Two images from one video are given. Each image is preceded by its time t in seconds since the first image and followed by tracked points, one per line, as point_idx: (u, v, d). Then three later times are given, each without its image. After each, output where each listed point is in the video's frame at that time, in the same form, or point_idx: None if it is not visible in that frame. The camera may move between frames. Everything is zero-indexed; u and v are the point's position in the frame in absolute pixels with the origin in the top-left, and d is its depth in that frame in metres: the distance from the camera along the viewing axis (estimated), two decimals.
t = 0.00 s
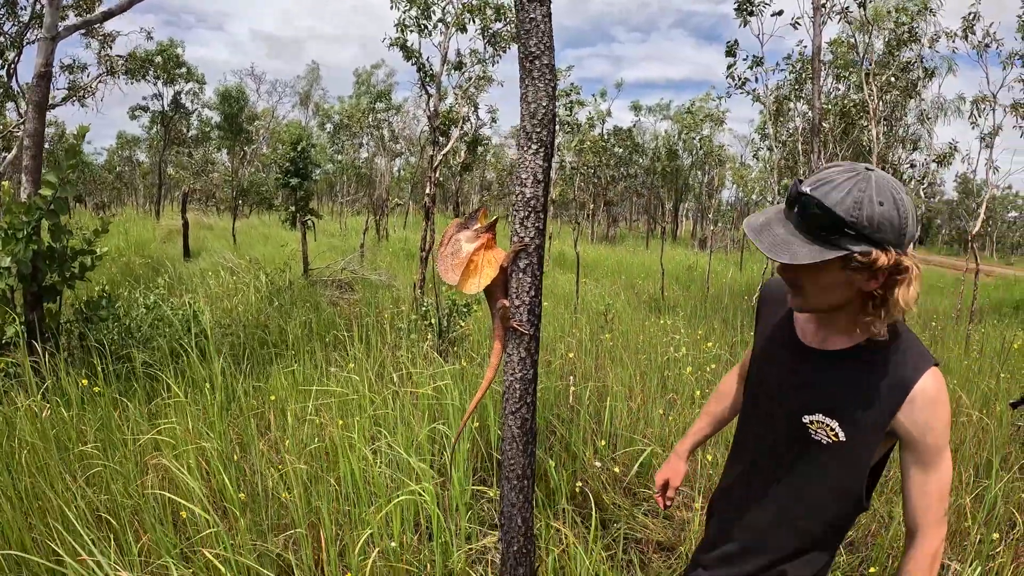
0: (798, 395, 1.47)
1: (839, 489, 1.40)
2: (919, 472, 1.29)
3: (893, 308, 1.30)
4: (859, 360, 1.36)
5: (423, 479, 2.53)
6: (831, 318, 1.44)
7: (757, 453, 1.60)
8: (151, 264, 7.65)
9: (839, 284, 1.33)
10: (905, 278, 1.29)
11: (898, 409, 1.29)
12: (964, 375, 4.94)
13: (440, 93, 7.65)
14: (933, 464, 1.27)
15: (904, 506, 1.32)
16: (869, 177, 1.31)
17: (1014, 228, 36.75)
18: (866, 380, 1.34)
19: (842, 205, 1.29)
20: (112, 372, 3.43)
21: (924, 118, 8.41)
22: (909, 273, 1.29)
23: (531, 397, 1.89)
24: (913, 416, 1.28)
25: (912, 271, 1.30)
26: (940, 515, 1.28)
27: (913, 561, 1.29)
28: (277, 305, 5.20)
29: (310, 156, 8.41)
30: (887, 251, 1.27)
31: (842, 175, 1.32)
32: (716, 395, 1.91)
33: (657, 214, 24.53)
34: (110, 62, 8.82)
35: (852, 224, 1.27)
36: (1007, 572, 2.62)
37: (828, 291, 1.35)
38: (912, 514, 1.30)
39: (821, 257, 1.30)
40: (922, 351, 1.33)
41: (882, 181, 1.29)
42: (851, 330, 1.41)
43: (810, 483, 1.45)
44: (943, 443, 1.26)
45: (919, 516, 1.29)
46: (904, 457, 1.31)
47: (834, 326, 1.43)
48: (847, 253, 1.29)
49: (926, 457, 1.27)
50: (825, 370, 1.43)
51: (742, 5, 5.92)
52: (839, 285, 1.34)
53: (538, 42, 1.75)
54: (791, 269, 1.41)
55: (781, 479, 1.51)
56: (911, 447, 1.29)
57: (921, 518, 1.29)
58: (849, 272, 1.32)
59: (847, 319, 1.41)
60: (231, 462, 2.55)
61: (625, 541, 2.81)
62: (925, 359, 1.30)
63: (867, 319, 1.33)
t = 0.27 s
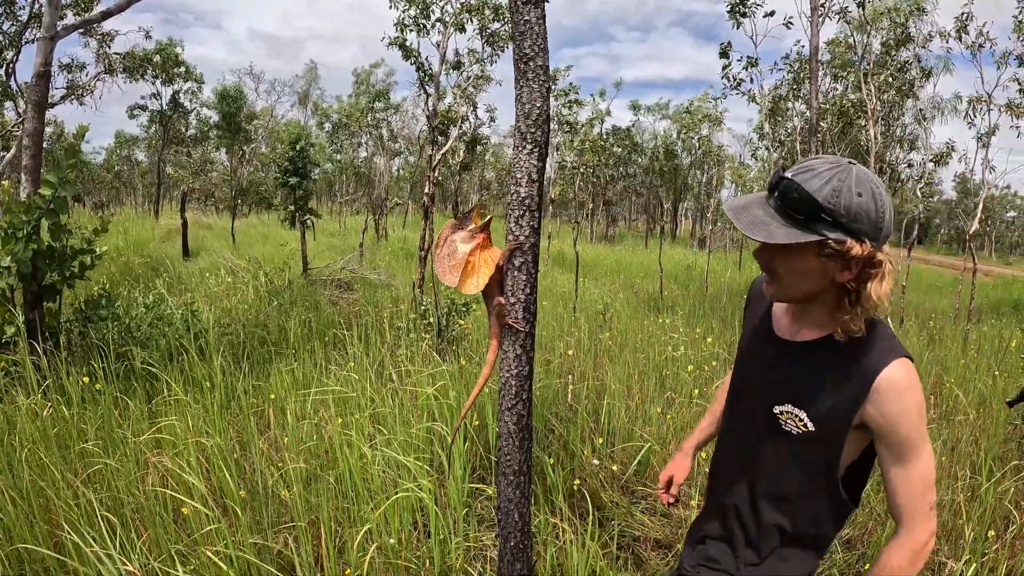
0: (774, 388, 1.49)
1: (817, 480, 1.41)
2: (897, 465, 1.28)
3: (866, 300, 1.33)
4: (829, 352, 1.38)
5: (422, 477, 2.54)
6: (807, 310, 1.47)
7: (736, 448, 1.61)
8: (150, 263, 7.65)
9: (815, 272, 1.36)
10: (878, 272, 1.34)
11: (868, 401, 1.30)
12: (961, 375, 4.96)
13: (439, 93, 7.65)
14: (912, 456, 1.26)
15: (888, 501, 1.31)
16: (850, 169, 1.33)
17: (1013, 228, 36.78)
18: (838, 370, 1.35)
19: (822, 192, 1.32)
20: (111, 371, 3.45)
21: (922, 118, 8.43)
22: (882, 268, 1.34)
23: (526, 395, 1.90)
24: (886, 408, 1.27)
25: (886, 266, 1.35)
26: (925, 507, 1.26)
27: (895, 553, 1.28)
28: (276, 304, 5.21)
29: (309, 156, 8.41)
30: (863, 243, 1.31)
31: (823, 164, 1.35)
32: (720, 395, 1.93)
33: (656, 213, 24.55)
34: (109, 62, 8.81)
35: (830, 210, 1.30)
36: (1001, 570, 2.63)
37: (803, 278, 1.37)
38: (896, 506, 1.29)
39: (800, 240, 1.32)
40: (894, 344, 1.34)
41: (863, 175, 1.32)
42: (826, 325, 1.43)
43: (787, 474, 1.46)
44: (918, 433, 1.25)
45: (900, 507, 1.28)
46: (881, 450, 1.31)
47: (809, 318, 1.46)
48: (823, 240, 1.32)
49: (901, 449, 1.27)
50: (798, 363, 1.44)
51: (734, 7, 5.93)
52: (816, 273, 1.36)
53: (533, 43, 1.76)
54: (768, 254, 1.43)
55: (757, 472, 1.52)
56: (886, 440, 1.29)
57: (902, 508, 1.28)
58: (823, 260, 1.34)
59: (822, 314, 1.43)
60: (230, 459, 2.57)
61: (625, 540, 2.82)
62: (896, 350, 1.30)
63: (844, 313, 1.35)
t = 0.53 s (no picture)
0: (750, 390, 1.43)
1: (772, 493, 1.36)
2: (860, 492, 1.22)
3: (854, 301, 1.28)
4: (808, 362, 1.32)
5: (421, 476, 2.55)
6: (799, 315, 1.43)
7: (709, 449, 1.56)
8: (149, 263, 7.66)
9: (801, 272, 1.33)
10: (869, 271, 1.29)
11: (831, 421, 1.24)
12: (958, 374, 4.97)
13: (438, 92, 7.65)
14: (876, 488, 1.19)
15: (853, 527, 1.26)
16: (840, 167, 1.32)
17: (1011, 227, 36.84)
18: (811, 382, 1.28)
19: (808, 188, 1.31)
20: (112, 370, 3.46)
21: (920, 118, 8.45)
22: (873, 268, 1.29)
23: (526, 393, 1.91)
24: (850, 433, 1.21)
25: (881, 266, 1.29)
26: (892, 539, 1.19)
27: None
28: (275, 304, 5.22)
29: (308, 155, 8.41)
30: (851, 241, 1.27)
31: (811, 162, 1.35)
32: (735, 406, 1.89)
33: (655, 212, 24.57)
34: (108, 61, 8.81)
35: (814, 206, 1.29)
36: (996, 569, 2.65)
37: (789, 276, 1.35)
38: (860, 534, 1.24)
39: (781, 236, 1.32)
40: (877, 365, 1.25)
41: (852, 172, 1.31)
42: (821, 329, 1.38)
43: (754, 483, 1.40)
44: (883, 462, 1.17)
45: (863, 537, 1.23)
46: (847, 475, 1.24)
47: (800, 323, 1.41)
48: (807, 237, 1.31)
49: (864, 476, 1.20)
50: (775, 368, 1.39)
51: (729, 8, 5.94)
52: (802, 272, 1.34)
53: (533, 45, 1.77)
54: (757, 253, 1.42)
55: (722, 477, 1.48)
56: (848, 465, 1.22)
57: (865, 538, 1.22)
58: (809, 259, 1.32)
59: (813, 318, 1.39)
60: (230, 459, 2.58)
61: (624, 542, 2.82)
62: (869, 371, 1.22)
63: (835, 317, 1.30)
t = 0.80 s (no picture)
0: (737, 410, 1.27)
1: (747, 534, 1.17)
2: (815, 557, 1.00)
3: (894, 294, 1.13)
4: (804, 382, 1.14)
5: (420, 477, 2.55)
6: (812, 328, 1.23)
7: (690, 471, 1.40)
8: (147, 262, 7.65)
9: (832, 272, 1.12)
10: (894, 263, 1.13)
11: (809, 461, 1.03)
12: (956, 373, 4.97)
13: (436, 92, 7.65)
14: (833, 549, 0.97)
15: None
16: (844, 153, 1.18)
17: (1009, 227, 36.91)
18: (802, 410, 1.09)
19: (823, 174, 1.14)
20: (111, 370, 3.46)
21: (919, 118, 8.46)
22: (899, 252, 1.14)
23: (524, 394, 1.91)
24: (825, 482, 0.99)
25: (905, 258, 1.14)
26: None
27: None
28: (273, 303, 5.21)
29: (306, 154, 8.41)
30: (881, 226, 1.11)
31: (811, 150, 1.19)
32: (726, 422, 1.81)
33: (653, 211, 24.58)
34: (106, 60, 8.78)
35: (838, 191, 1.11)
36: (994, 570, 2.65)
37: (818, 280, 1.13)
38: None
39: (814, 230, 1.10)
40: (875, 402, 1.03)
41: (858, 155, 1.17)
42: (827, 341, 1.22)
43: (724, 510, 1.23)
44: (858, 531, 0.95)
45: None
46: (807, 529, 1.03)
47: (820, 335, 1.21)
48: (839, 229, 1.10)
49: (826, 539, 0.98)
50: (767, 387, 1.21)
51: (724, 8, 5.95)
52: (833, 273, 1.13)
53: (531, 47, 1.77)
54: (773, 254, 1.18)
55: (696, 503, 1.31)
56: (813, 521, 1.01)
57: None
58: (838, 255, 1.12)
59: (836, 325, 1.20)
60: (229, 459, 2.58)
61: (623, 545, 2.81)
62: (863, 413, 1.00)
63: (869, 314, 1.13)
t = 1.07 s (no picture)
0: (720, 418, 1.20)
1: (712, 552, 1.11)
2: None
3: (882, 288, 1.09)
4: (798, 396, 1.08)
5: (415, 477, 2.54)
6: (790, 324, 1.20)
7: (663, 481, 1.33)
8: (143, 261, 7.63)
9: (779, 253, 1.13)
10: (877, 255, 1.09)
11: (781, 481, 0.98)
12: (952, 373, 4.99)
13: (434, 91, 7.65)
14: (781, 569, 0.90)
15: None
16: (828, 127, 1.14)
17: (1005, 227, 37.07)
18: (791, 426, 1.03)
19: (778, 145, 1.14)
20: (107, 371, 3.45)
21: (915, 118, 8.49)
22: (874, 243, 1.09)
23: (518, 395, 1.91)
24: (798, 497, 0.92)
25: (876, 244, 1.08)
26: None
27: None
28: (269, 303, 5.19)
29: (303, 153, 8.39)
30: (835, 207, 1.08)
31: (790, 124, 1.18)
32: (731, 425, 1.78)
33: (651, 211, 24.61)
34: (103, 59, 8.76)
35: (783, 163, 1.12)
36: (988, 569, 2.66)
37: (765, 260, 1.16)
38: None
39: (741, 198, 1.16)
40: (862, 425, 0.97)
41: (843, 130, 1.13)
42: (812, 346, 1.16)
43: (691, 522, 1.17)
44: (806, 557, 0.88)
45: None
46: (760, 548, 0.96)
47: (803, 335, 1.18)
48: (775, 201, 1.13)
49: (783, 555, 0.90)
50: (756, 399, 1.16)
51: (719, 8, 5.95)
52: (779, 253, 1.14)
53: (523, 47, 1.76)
54: (727, 237, 1.25)
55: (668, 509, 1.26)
56: (774, 538, 0.93)
57: None
58: (783, 235, 1.12)
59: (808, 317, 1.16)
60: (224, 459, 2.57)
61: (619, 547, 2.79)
62: (851, 435, 0.93)
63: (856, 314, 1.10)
